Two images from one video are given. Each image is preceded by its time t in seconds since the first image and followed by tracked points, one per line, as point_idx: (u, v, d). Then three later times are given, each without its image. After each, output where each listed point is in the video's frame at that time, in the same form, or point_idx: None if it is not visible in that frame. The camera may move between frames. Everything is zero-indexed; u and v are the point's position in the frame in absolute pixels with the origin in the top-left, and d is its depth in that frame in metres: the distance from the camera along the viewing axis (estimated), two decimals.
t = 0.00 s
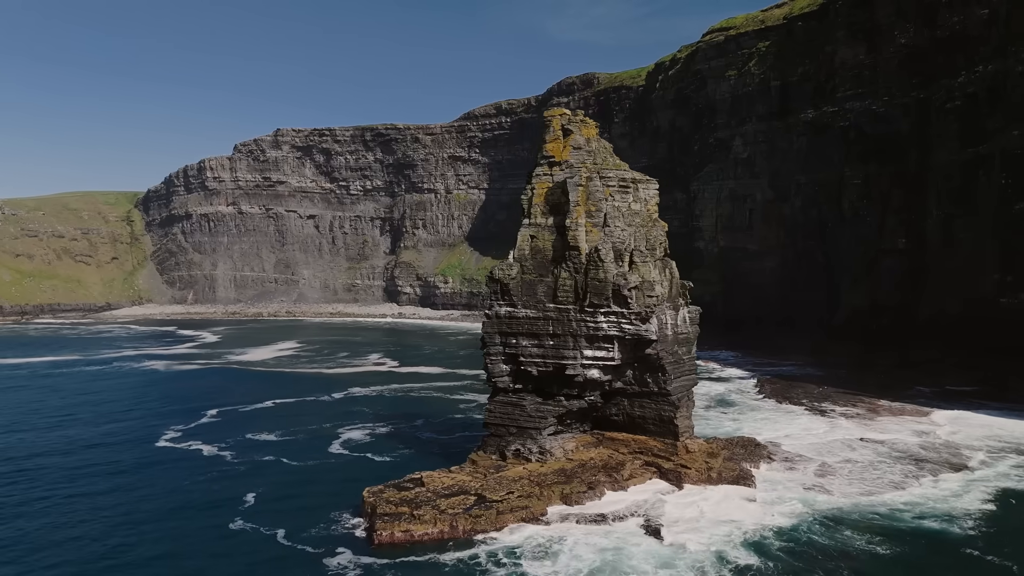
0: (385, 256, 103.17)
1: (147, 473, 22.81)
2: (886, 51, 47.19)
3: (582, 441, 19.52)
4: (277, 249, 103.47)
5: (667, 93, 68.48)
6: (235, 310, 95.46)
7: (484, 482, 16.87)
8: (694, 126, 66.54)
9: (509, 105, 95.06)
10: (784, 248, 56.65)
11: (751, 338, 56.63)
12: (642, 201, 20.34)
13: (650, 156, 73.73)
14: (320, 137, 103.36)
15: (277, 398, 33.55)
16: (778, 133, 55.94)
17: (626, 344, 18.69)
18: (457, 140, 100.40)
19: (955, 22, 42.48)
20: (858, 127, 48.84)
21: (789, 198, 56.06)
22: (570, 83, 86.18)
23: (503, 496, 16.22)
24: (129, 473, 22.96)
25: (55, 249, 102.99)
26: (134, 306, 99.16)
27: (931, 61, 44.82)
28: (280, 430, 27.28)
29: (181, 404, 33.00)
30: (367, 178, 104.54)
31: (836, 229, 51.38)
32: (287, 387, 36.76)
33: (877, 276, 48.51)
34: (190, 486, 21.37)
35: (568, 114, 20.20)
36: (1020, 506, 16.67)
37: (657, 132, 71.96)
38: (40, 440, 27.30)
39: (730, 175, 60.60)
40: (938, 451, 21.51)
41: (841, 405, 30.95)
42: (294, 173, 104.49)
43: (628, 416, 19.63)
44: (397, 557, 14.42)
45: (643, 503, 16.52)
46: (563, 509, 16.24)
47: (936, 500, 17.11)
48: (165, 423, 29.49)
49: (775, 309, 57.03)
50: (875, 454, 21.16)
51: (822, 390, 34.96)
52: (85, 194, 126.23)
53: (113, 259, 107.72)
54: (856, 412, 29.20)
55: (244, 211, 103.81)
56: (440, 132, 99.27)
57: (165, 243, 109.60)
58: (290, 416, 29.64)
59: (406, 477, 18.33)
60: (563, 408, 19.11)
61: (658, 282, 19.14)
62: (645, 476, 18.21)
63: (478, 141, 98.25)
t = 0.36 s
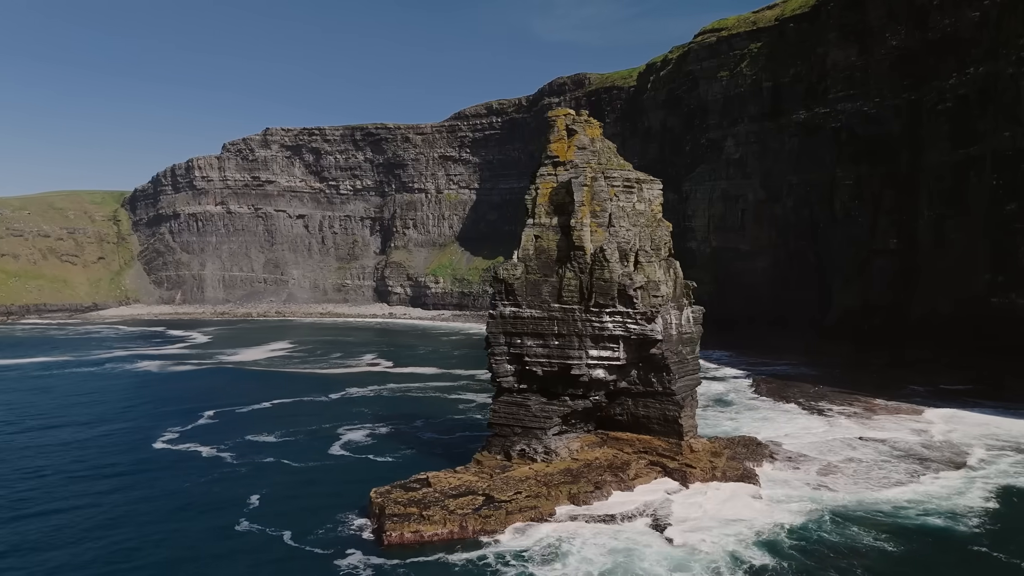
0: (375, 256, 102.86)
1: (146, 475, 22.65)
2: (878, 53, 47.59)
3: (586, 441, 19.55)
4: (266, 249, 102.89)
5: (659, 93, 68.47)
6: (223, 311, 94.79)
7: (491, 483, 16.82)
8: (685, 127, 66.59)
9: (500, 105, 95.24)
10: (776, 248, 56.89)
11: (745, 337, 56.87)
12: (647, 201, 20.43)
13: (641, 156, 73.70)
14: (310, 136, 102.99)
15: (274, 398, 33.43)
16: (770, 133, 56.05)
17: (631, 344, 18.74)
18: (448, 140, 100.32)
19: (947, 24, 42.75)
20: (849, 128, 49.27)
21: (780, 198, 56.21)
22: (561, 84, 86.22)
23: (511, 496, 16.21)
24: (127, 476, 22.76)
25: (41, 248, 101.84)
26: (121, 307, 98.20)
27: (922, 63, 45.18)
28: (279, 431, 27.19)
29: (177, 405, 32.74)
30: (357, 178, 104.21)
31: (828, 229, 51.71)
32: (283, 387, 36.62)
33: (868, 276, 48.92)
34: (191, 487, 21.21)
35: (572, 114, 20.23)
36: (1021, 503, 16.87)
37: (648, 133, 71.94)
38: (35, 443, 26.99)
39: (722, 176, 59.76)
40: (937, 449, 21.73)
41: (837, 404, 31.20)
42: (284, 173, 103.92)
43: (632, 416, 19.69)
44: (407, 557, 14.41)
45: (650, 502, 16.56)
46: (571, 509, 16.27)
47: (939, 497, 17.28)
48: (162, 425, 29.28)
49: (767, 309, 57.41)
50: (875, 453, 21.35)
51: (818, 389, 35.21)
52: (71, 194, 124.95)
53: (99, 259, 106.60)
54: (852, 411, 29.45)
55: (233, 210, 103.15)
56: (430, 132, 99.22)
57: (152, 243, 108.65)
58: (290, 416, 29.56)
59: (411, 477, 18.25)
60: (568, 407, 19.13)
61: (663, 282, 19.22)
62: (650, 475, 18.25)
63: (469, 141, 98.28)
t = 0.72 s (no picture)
0: (365, 256, 102.53)
1: (145, 477, 22.46)
2: (869, 55, 47.97)
3: (591, 441, 19.56)
4: (255, 248, 102.29)
5: (650, 94, 68.44)
6: (212, 311, 94.10)
7: (498, 483, 16.80)
8: (676, 127, 66.59)
9: (491, 105, 95.33)
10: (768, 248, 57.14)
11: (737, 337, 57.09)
12: (651, 202, 20.55)
13: (632, 157, 73.78)
14: (299, 135, 102.56)
15: (271, 399, 33.27)
16: (762, 134, 56.31)
17: (636, 344, 18.75)
18: (438, 140, 100.20)
19: (938, 26, 43.02)
20: (841, 129, 49.62)
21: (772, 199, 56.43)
22: (553, 84, 86.23)
23: (519, 496, 16.19)
24: (125, 478, 22.56)
25: (26, 248, 100.71)
26: (107, 307, 97.26)
27: (913, 65, 45.54)
28: (278, 432, 27.07)
29: (173, 407, 32.49)
30: (347, 177, 103.85)
31: (820, 229, 52.01)
32: (279, 388, 36.45)
33: (860, 276, 49.24)
34: (191, 489, 21.05)
35: (577, 114, 20.29)
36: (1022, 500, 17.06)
37: (639, 134, 71.60)
38: (30, 444, 26.71)
39: (714, 177, 60.01)
40: (936, 447, 21.93)
41: (833, 403, 31.41)
42: (273, 172, 103.39)
43: (636, 416, 19.71)
44: (417, 558, 14.40)
45: (658, 502, 16.57)
46: (578, 509, 16.28)
47: (942, 495, 17.44)
48: (158, 426, 29.06)
49: (759, 308, 57.66)
50: (876, 451, 21.52)
51: (813, 388, 35.42)
52: (57, 193, 123.58)
53: (86, 259, 105.49)
54: (849, 410, 29.67)
55: (222, 210, 102.44)
56: (421, 132, 99.09)
57: (140, 242, 107.69)
58: (288, 417, 29.45)
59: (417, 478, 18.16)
60: (572, 407, 19.12)
61: (668, 282, 19.29)
62: (656, 474, 18.27)
63: (459, 141, 98.24)
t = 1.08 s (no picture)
0: (356, 256, 102.23)
1: (143, 479, 22.29)
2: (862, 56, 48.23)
3: (595, 440, 19.57)
4: (245, 248, 101.72)
5: (642, 95, 68.26)
6: (201, 311, 93.48)
7: (505, 483, 16.79)
8: (668, 128, 66.44)
9: (482, 105, 95.26)
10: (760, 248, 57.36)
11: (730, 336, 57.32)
12: (655, 201, 20.59)
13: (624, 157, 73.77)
14: (290, 135, 102.14)
15: (267, 400, 33.08)
16: (755, 135, 56.51)
17: (640, 343, 18.78)
18: (429, 140, 100.05)
19: (930, 28, 43.32)
20: (833, 130, 49.92)
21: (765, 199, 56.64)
22: (545, 84, 86.20)
23: (526, 496, 16.19)
24: (123, 480, 22.39)
25: (12, 248, 99.62)
26: (95, 307, 96.38)
27: (904, 66, 45.81)
28: (277, 433, 26.93)
29: (168, 408, 32.24)
30: (338, 177, 103.52)
31: (812, 230, 52.28)
32: (275, 388, 36.25)
33: (852, 276, 49.54)
34: (192, 491, 20.93)
35: (580, 114, 20.27)
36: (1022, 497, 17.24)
37: (631, 134, 70.84)
38: (24, 446, 26.45)
39: (706, 177, 60.21)
40: (935, 446, 22.12)
41: (830, 403, 31.60)
42: (263, 172, 102.89)
43: (640, 416, 19.75)
44: (426, 559, 14.38)
45: (666, 502, 16.60)
46: (586, 509, 16.29)
47: (944, 492, 17.60)
48: (155, 427, 28.84)
49: (751, 308, 57.91)
50: (877, 450, 21.67)
51: (809, 388, 35.62)
52: (44, 193, 122.25)
53: (73, 259, 104.32)
54: (846, 409, 29.86)
55: (211, 209, 101.78)
56: (412, 131, 98.92)
57: (127, 242, 106.79)
58: (287, 417, 29.30)
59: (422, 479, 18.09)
60: (577, 407, 19.14)
61: (672, 282, 19.34)
62: (661, 474, 18.30)
63: (450, 141, 98.16)
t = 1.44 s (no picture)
0: (346, 256, 101.90)
1: (142, 480, 22.11)
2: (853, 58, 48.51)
3: (599, 440, 19.58)
4: (233, 248, 101.08)
5: (634, 95, 68.00)
6: (189, 312, 92.85)
7: (512, 483, 16.78)
8: (660, 129, 66.08)
9: (473, 105, 95.04)
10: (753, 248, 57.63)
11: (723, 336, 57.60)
12: (659, 202, 20.66)
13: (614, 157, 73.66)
14: (279, 134, 101.62)
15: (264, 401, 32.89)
16: (747, 136, 56.70)
17: (645, 343, 18.82)
18: (420, 140, 99.81)
19: (921, 30, 43.66)
20: (825, 131, 50.25)
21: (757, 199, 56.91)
22: (536, 84, 86.10)
23: (534, 496, 16.19)
24: (122, 482, 22.18)
25: None
26: (82, 308, 95.42)
27: (896, 68, 46.16)
28: (276, 434, 26.76)
29: (163, 409, 31.95)
30: (327, 177, 103.14)
31: (804, 230, 52.61)
32: (271, 389, 36.02)
33: (844, 276, 49.88)
34: (193, 492, 20.79)
35: (585, 115, 20.33)
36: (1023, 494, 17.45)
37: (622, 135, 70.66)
38: (18, 448, 26.15)
39: (699, 178, 60.41)
40: (933, 444, 22.33)
41: (827, 402, 31.80)
42: (251, 171, 102.34)
43: (644, 415, 19.80)
44: (437, 559, 14.37)
45: (675, 502, 16.62)
46: (594, 508, 16.30)
47: (947, 489, 17.77)
48: (152, 429, 28.60)
49: (744, 308, 58.24)
50: (877, 449, 21.85)
51: (805, 387, 35.83)
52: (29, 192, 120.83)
53: (59, 259, 103.12)
54: (843, 409, 30.05)
55: (199, 209, 101.03)
56: (402, 131, 98.69)
57: (114, 242, 105.77)
58: (285, 418, 29.15)
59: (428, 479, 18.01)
60: (582, 407, 19.15)
61: (677, 281, 19.44)
62: (666, 473, 18.35)
63: (441, 141, 98.01)
